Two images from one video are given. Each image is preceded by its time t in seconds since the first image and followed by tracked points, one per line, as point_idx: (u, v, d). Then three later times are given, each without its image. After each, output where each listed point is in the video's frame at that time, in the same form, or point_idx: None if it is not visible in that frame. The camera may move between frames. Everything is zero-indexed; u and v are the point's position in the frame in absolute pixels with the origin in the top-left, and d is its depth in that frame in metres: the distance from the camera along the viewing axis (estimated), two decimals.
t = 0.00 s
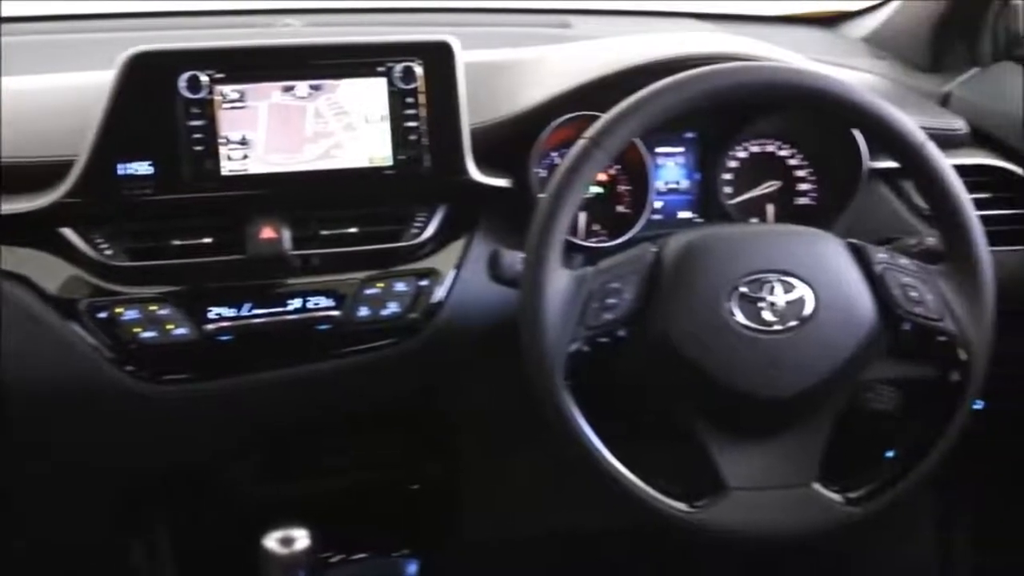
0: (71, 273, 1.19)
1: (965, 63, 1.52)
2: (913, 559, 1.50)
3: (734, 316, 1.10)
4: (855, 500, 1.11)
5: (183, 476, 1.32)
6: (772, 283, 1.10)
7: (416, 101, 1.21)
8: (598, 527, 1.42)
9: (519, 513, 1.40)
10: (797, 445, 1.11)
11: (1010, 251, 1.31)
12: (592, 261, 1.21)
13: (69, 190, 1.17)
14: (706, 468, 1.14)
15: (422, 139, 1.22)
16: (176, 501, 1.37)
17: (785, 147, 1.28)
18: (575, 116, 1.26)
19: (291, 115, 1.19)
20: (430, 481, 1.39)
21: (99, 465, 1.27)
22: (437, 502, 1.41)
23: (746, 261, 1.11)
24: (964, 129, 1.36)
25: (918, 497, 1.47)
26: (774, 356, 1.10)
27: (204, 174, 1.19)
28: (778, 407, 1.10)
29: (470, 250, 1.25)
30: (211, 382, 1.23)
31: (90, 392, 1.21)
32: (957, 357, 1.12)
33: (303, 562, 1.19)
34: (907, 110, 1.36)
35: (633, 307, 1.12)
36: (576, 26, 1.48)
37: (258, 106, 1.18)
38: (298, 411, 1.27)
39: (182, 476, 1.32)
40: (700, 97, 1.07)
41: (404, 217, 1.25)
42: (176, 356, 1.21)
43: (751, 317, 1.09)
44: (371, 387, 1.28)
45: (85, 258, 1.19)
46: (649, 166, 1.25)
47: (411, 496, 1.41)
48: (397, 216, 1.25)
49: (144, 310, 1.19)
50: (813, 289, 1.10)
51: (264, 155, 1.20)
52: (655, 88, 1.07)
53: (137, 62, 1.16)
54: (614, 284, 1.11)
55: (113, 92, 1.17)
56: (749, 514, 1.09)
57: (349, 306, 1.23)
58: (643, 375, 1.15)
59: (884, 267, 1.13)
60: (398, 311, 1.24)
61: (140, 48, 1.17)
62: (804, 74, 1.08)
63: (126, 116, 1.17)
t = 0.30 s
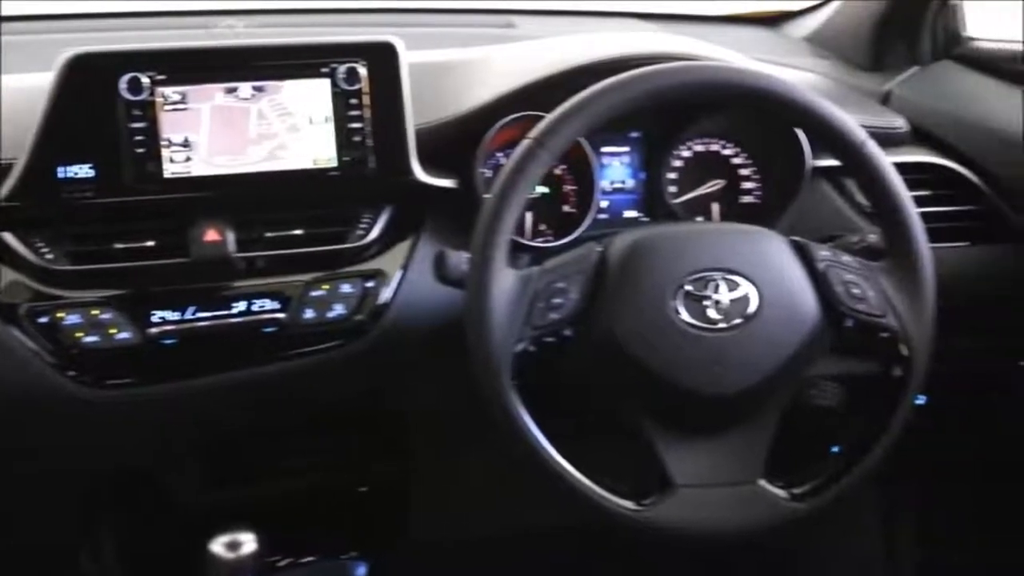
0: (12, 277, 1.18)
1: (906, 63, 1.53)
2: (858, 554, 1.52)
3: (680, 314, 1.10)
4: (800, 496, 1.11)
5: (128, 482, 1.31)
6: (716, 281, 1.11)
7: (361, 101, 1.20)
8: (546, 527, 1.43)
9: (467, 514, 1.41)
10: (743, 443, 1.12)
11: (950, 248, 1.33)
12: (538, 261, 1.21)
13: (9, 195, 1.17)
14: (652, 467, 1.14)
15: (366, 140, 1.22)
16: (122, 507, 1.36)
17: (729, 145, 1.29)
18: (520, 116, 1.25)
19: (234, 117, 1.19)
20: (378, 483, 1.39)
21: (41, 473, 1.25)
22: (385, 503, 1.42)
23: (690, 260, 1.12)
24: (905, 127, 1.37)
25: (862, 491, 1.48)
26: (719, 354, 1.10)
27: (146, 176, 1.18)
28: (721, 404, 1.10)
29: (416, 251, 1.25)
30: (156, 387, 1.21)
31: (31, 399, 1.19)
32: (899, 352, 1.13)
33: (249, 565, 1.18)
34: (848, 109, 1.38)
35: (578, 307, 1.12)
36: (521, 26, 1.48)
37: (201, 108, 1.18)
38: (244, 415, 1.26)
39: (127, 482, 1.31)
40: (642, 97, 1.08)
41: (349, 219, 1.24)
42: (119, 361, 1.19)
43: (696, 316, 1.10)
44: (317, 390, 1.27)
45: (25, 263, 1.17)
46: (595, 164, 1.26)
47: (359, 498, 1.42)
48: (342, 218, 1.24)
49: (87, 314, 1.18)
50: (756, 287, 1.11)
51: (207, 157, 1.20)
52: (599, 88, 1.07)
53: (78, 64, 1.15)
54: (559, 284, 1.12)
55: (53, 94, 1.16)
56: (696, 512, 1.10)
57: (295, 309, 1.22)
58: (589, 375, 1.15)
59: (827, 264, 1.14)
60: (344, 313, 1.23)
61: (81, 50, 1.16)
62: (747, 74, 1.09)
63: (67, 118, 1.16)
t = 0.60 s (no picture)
0: None
1: (860, 61, 1.56)
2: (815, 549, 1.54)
3: (638, 313, 1.11)
4: (759, 493, 1.12)
5: (86, 486, 1.30)
6: (675, 280, 1.11)
7: (319, 102, 1.20)
8: (506, 527, 1.43)
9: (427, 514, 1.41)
10: (702, 441, 1.12)
11: (902, 246, 1.35)
12: (498, 261, 1.21)
13: None
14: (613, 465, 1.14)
15: (324, 141, 1.21)
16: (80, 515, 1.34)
17: (687, 144, 1.29)
18: (478, 116, 1.25)
19: (190, 118, 1.18)
20: (339, 483, 1.40)
21: None
22: (347, 504, 1.41)
23: (648, 259, 1.12)
24: (860, 126, 1.39)
25: (819, 487, 1.50)
26: (678, 352, 1.10)
27: (101, 179, 1.18)
28: (680, 402, 1.10)
29: (375, 252, 1.24)
30: (113, 390, 1.21)
31: None
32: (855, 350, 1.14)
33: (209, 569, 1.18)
34: (804, 108, 1.39)
35: (538, 306, 1.12)
36: (480, 26, 1.48)
37: (156, 109, 1.17)
38: (202, 416, 1.26)
39: (85, 486, 1.30)
40: (598, 97, 1.08)
41: (308, 220, 1.24)
42: (76, 365, 1.19)
43: (655, 315, 1.10)
44: (274, 392, 1.26)
45: None
46: (553, 162, 1.26)
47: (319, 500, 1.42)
48: (301, 219, 1.23)
49: (42, 318, 1.17)
50: (714, 285, 1.12)
51: (164, 159, 1.19)
52: (556, 89, 1.07)
53: (31, 65, 1.14)
54: (519, 284, 1.11)
55: (6, 96, 1.15)
56: (657, 510, 1.10)
57: (253, 311, 1.21)
58: (546, 375, 1.15)
59: (784, 263, 1.14)
60: (303, 314, 1.22)
61: (34, 52, 1.15)
62: (703, 73, 1.09)
63: (20, 120, 1.15)
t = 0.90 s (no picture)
0: None
1: (820, 60, 1.56)
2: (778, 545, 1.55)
3: (601, 313, 1.10)
4: (722, 491, 1.13)
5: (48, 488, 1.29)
6: (637, 279, 1.10)
7: (279, 103, 1.19)
8: (470, 528, 1.43)
9: (391, 515, 1.40)
10: (663, 439, 1.13)
11: (860, 243, 1.36)
12: (461, 261, 1.20)
13: None
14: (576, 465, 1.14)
15: (286, 142, 1.21)
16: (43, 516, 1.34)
17: (649, 144, 1.29)
18: (440, 116, 1.25)
19: (149, 120, 1.18)
20: (303, 485, 1.39)
21: None
22: (311, 509, 1.40)
23: (609, 259, 1.11)
24: (820, 125, 1.41)
25: (781, 484, 1.50)
26: (641, 352, 1.10)
27: (60, 181, 1.17)
28: (644, 401, 1.10)
29: (337, 252, 1.24)
30: (74, 394, 1.20)
31: None
32: (816, 348, 1.15)
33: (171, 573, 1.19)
34: (764, 108, 1.40)
35: (500, 306, 1.11)
36: (441, 27, 1.48)
37: (115, 111, 1.17)
38: (163, 419, 1.25)
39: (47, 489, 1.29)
40: (559, 97, 1.07)
41: (269, 221, 1.23)
42: (35, 369, 1.17)
43: (618, 314, 1.10)
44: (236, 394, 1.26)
45: None
46: (515, 162, 1.26)
47: (283, 505, 1.40)
48: (261, 220, 1.23)
49: None
50: (676, 284, 1.11)
51: (123, 160, 1.18)
52: (516, 89, 1.07)
53: None
54: (481, 283, 1.10)
55: None
56: (620, 510, 1.10)
57: (214, 314, 1.20)
58: (511, 376, 1.15)
59: (745, 261, 1.14)
60: (265, 316, 1.22)
61: None
62: (665, 75, 1.09)
63: None
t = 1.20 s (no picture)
0: None
1: (792, 62, 1.57)
2: (753, 543, 1.55)
3: (575, 312, 1.10)
4: (697, 490, 1.13)
5: (21, 493, 1.28)
6: (610, 278, 1.10)
7: (252, 104, 1.19)
8: (444, 528, 1.43)
9: (366, 516, 1.40)
10: (639, 438, 1.13)
11: (834, 243, 1.36)
12: (434, 262, 1.21)
13: None
14: (551, 464, 1.14)
15: (258, 142, 1.20)
16: (16, 523, 1.33)
17: (622, 144, 1.29)
18: (412, 116, 1.26)
19: (120, 121, 1.17)
20: (279, 488, 1.38)
21: None
22: (286, 510, 1.40)
23: (583, 259, 1.11)
24: (792, 125, 1.41)
25: (755, 482, 1.51)
26: (615, 351, 1.10)
27: (31, 182, 1.16)
28: (619, 400, 1.11)
29: (310, 253, 1.24)
30: (48, 397, 1.20)
31: None
32: (790, 347, 1.15)
33: None
34: (737, 108, 1.40)
35: (474, 306, 1.10)
36: (414, 27, 1.48)
37: (86, 112, 1.16)
38: (137, 423, 1.25)
39: (19, 494, 1.28)
40: (533, 98, 1.07)
41: (242, 222, 1.23)
42: (8, 372, 1.18)
43: (592, 314, 1.10)
44: (211, 396, 1.25)
45: None
46: (489, 163, 1.26)
47: (258, 507, 1.40)
48: (234, 221, 1.22)
49: None
50: (650, 284, 1.11)
51: (94, 162, 1.18)
52: (489, 89, 1.07)
53: None
54: (455, 283, 1.10)
55: None
56: (595, 510, 1.10)
57: (187, 316, 1.20)
58: (486, 376, 1.15)
59: (719, 260, 1.14)
60: (238, 318, 1.22)
61: None
62: (637, 75, 1.09)
63: None
